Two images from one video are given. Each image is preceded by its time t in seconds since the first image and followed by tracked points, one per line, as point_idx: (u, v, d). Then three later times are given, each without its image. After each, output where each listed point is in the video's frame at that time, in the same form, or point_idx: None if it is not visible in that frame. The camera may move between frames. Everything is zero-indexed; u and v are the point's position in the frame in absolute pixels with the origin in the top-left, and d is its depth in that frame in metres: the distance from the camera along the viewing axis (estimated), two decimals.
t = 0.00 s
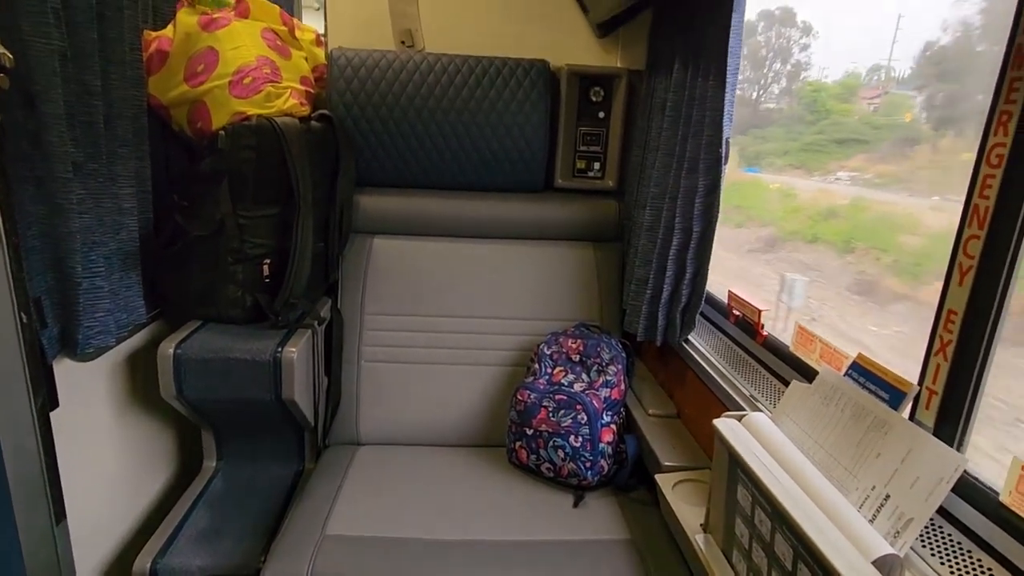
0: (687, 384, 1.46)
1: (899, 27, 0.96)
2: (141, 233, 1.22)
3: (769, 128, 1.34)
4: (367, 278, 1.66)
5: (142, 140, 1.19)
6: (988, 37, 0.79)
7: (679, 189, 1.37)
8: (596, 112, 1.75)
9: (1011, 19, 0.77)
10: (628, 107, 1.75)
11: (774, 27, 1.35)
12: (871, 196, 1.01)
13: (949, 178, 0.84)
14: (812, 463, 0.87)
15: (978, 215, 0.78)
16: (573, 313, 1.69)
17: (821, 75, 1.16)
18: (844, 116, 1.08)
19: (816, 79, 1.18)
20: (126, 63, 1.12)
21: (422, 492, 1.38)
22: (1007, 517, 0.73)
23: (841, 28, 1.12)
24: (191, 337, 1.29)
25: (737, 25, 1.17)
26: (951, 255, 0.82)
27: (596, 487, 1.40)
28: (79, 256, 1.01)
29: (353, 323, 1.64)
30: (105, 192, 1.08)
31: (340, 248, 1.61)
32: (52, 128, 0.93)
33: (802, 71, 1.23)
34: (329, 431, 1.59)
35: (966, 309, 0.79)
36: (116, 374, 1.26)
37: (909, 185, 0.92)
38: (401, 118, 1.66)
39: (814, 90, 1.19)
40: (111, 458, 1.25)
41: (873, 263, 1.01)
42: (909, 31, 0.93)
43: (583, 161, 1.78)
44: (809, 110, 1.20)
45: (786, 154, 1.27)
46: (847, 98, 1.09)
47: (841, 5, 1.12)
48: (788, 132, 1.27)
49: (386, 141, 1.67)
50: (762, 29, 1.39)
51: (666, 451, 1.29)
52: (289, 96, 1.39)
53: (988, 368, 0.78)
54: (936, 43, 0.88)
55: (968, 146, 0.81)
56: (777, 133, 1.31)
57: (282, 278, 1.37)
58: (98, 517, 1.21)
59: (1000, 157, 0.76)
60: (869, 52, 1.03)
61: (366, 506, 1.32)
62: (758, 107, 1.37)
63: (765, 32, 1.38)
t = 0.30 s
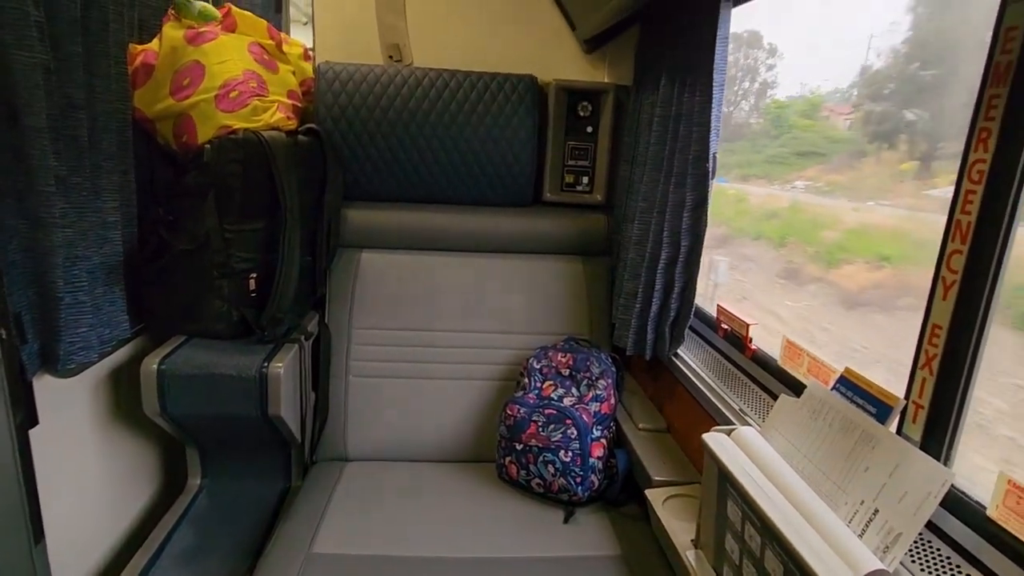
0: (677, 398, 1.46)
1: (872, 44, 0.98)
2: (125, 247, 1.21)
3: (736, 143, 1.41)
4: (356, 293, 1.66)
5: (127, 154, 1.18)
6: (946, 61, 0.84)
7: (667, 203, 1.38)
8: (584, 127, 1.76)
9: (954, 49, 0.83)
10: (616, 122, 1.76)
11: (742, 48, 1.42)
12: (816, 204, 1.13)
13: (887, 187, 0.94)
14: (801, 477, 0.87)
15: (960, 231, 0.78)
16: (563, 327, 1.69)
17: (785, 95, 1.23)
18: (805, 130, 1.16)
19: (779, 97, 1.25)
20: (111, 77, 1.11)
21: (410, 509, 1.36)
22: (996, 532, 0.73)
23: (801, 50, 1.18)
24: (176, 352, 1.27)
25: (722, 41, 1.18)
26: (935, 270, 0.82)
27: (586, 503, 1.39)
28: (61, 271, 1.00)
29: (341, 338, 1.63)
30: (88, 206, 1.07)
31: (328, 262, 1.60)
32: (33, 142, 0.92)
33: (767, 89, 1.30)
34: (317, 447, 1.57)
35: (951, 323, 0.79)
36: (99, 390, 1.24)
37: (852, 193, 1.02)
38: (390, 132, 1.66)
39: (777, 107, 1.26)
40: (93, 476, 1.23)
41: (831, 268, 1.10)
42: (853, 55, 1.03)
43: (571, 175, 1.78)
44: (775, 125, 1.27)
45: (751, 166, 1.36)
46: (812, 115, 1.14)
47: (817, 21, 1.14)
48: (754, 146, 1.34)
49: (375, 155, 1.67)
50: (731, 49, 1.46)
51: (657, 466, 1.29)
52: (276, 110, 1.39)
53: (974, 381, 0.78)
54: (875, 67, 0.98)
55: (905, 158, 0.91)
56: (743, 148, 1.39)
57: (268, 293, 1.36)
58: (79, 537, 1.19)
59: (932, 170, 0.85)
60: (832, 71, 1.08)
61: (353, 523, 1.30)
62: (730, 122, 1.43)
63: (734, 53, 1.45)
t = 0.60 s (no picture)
0: (662, 411, 1.45)
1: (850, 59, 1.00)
2: (101, 260, 1.18)
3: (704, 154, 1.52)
4: (339, 306, 1.64)
5: (104, 166, 1.16)
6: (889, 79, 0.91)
7: (649, 216, 1.39)
8: (567, 140, 1.78)
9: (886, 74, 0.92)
10: (599, 135, 1.77)
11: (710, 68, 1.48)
12: (766, 211, 1.26)
13: (829, 195, 1.05)
14: (784, 489, 0.87)
15: (935, 242, 0.79)
16: (548, 339, 1.69)
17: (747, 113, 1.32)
18: (762, 144, 1.27)
19: (743, 115, 1.34)
20: (88, 89, 1.09)
21: (393, 525, 1.34)
22: (977, 543, 0.73)
23: (763, 71, 1.27)
24: (153, 367, 1.24)
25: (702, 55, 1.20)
26: (912, 281, 0.83)
27: (572, 516, 1.37)
28: (33, 284, 0.98)
29: (324, 352, 1.61)
30: (63, 218, 1.05)
31: (310, 275, 1.59)
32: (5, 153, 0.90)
33: (733, 107, 1.39)
34: (299, 462, 1.54)
35: (928, 333, 0.80)
36: (73, 407, 1.21)
37: (800, 201, 1.14)
38: (373, 144, 1.66)
39: (741, 123, 1.36)
40: (66, 495, 1.19)
41: (792, 270, 1.18)
42: (799, 77, 1.14)
43: (555, 188, 1.79)
44: (740, 140, 1.36)
45: (716, 176, 1.46)
46: (774, 129, 1.23)
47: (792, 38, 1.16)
48: (721, 158, 1.44)
49: (357, 168, 1.66)
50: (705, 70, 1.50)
51: (642, 479, 1.28)
52: (256, 121, 1.39)
53: (952, 391, 0.79)
54: (819, 88, 1.09)
55: (846, 170, 1.01)
56: (711, 159, 1.48)
57: (248, 307, 1.34)
58: (51, 558, 1.15)
59: (868, 181, 0.96)
60: (794, 89, 1.16)
61: (334, 540, 1.28)
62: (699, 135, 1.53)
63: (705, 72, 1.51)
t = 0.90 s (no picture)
0: (643, 422, 1.45)
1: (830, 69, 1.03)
2: (70, 271, 1.16)
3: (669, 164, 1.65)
4: (317, 318, 1.62)
5: (73, 176, 1.13)
6: (820, 99, 1.05)
7: (628, 226, 1.39)
8: (547, 151, 1.78)
9: (818, 96, 1.06)
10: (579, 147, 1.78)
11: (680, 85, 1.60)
12: (716, 217, 1.43)
13: (774, 203, 1.20)
14: (763, 499, 0.86)
15: (908, 251, 0.80)
16: (529, 350, 1.68)
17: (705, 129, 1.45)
18: (718, 157, 1.41)
19: (702, 130, 1.47)
20: (57, 97, 1.07)
21: (372, 541, 1.32)
22: (954, 551, 0.73)
23: (721, 91, 1.39)
24: (124, 381, 1.21)
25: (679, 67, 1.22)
26: (885, 290, 0.84)
27: (553, 529, 1.36)
28: None
29: (303, 365, 1.58)
30: (30, 229, 1.02)
31: (288, 287, 1.56)
32: None
33: (695, 122, 1.51)
34: (276, 477, 1.51)
35: (901, 340, 0.81)
36: (40, 424, 1.17)
37: (749, 209, 1.28)
38: (352, 155, 1.65)
39: (701, 139, 1.49)
40: (31, 515, 1.15)
41: (745, 269, 1.31)
42: (747, 99, 1.29)
43: (535, 199, 1.79)
44: (701, 153, 1.49)
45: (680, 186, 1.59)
46: (729, 145, 1.36)
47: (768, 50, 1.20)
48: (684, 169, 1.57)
49: (336, 178, 1.65)
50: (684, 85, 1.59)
51: (623, 490, 1.28)
52: (232, 132, 1.37)
53: (925, 399, 0.79)
54: (762, 108, 1.23)
55: (788, 181, 1.15)
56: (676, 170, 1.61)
57: (224, 319, 1.30)
58: None
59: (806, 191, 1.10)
60: (746, 109, 1.29)
61: (311, 557, 1.25)
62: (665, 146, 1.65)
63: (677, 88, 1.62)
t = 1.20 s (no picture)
0: (620, 431, 1.45)
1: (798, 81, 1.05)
2: (34, 283, 1.12)
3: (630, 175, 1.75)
4: (291, 330, 1.59)
5: (39, 186, 1.10)
6: (757, 115, 1.17)
7: (605, 235, 1.40)
8: (524, 162, 1.79)
9: (754, 113, 1.18)
10: (555, 157, 1.79)
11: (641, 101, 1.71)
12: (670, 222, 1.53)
13: (717, 207, 1.32)
14: (739, 507, 0.87)
15: (876, 260, 0.82)
16: (507, 360, 1.68)
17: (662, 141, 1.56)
18: (675, 167, 1.49)
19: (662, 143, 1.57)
20: (21, 105, 1.04)
21: (347, 556, 1.30)
22: (926, 555, 0.74)
23: (674, 106, 1.50)
24: (91, 396, 1.17)
25: (652, 78, 1.23)
26: (855, 298, 0.86)
27: (532, 541, 1.35)
28: None
29: (277, 377, 1.56)
30: None
31: (262, 298, 1.54)
32: None
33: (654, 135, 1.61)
34: (250, 493, 1.48)
35: (871, 348, 0.82)
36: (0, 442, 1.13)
37: (697, 214, 1.40)
38: (328, 164, 1.64)
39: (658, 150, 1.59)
40: None
41: (697, 270, 1.40)
42: (694, 114, 1.40)
43: (512, 209, 1.79)
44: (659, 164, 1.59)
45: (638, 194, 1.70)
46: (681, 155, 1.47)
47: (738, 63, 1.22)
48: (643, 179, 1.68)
49: (311, 188, 1.63)
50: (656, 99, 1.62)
51: (602, 500, 1.27)
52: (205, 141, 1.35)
53: (895, 405, 0.81)
54: (709, 123, 1.35)
55: (732, 189, 1.26)
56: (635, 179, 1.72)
57: (196, 331, 1.28)
58: None
59: (746, 199, 1.21)
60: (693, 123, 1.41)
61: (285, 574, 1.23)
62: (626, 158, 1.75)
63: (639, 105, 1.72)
